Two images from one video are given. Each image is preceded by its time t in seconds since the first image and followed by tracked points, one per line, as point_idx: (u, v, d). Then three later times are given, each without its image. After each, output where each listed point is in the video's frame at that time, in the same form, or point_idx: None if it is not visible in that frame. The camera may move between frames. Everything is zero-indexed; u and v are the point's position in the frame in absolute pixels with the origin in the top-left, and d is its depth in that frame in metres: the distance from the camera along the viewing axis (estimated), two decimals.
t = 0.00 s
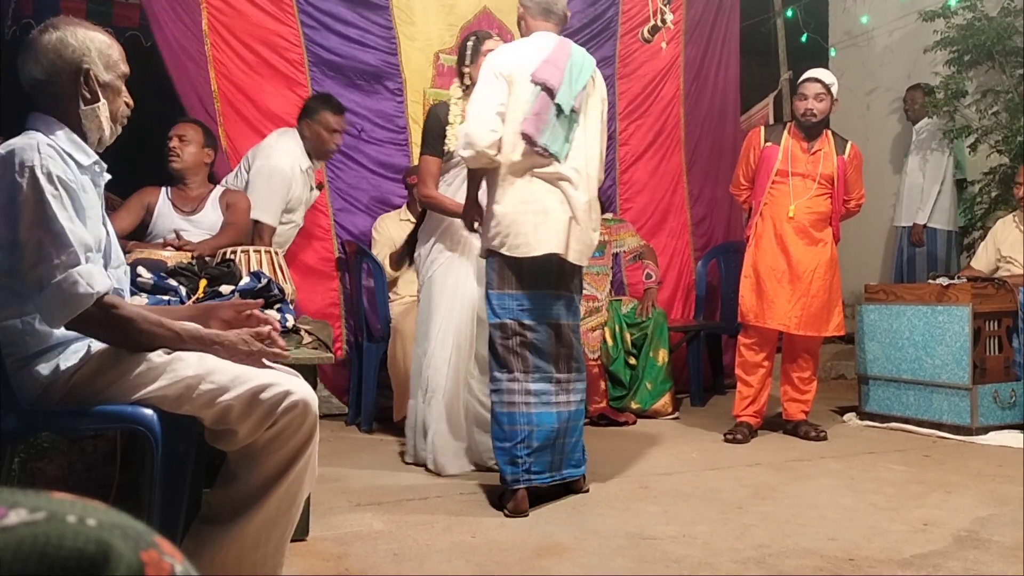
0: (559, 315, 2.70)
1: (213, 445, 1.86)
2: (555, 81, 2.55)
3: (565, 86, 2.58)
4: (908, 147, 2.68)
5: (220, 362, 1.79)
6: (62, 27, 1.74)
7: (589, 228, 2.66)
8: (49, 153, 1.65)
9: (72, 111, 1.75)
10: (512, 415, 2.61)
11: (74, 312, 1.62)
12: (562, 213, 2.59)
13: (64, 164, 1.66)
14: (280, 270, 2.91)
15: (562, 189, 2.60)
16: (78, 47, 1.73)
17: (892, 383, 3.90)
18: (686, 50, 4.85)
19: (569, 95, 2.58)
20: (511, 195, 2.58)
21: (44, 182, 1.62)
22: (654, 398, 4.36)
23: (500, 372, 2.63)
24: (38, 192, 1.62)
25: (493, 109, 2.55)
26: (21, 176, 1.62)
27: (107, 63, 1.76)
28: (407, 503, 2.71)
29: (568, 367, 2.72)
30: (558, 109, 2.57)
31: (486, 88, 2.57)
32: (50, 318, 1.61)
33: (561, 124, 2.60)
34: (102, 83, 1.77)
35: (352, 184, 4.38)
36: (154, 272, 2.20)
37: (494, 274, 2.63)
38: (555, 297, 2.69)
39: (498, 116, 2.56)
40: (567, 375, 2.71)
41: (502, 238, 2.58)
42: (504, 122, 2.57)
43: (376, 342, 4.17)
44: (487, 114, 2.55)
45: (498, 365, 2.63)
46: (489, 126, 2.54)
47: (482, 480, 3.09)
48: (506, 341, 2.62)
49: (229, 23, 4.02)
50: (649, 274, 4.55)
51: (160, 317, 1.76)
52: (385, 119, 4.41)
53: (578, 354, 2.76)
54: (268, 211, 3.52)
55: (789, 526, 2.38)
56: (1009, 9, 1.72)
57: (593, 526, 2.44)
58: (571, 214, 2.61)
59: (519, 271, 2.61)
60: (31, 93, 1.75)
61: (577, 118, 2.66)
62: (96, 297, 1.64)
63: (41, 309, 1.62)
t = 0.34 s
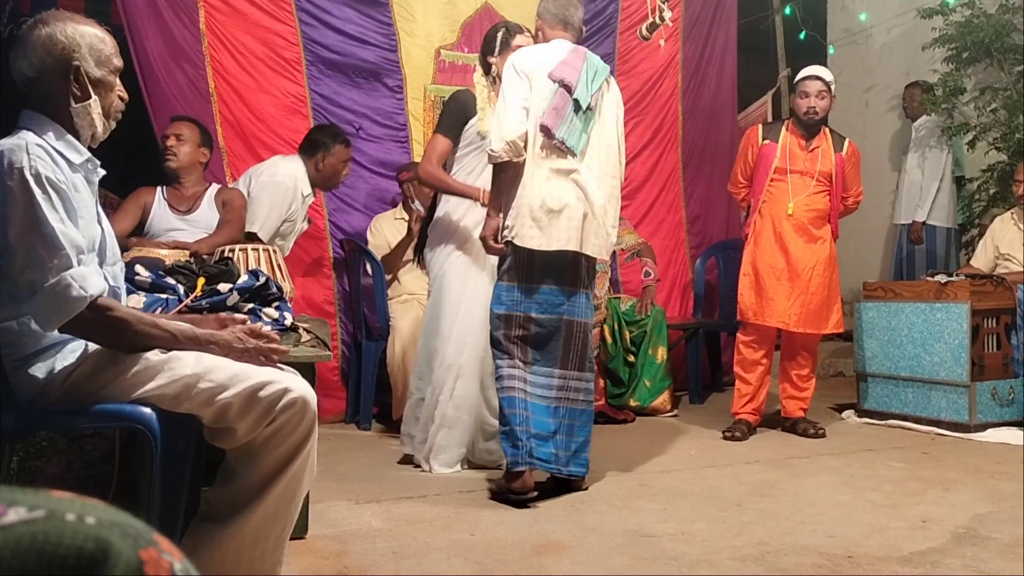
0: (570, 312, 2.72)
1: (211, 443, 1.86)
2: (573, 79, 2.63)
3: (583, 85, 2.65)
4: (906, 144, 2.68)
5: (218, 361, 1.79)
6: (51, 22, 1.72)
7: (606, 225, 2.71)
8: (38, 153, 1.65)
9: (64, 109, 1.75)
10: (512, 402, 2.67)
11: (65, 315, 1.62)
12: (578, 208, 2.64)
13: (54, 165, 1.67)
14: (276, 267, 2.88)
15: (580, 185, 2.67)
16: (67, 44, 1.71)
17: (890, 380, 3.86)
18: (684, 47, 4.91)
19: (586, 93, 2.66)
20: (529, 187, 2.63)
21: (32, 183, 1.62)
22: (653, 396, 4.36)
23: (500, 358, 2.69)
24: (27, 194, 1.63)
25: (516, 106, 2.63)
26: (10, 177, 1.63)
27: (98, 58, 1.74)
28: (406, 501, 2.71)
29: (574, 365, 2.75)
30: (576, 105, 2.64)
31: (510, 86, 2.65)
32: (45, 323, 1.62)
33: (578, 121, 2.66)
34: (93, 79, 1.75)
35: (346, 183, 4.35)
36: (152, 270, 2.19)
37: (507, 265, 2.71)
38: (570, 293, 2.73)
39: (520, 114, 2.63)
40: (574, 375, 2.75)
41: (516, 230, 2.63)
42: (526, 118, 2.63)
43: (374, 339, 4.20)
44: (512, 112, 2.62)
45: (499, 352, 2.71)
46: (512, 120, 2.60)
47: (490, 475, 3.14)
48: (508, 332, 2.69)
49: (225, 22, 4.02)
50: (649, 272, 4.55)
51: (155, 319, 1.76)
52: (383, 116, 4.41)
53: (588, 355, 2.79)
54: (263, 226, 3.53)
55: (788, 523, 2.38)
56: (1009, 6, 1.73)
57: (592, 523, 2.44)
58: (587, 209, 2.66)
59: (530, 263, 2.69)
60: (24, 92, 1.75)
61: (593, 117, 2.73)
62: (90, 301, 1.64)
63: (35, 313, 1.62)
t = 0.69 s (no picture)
0: (566, 307, 2.78)
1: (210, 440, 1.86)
2: (563, 73, 2.63)
3: (574, 79, 2.65)
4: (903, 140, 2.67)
5: (216, 358, 1.79)
6: (40, 18, 1.71)
7: (597, 220, 2.72)
8: (34, 149, 1.65)
9: (57, 104, 1.75)
10: (508, 407, 2.70)
11: (65, 312, 1.62)
12: (570, 203, 2.65)
13: (50, 161, 1.66)
14: (275, 264, 2.88)
15: (572, 181, 2.66)
16: (57, 39, 1.71)
17: (887, 376, 3.88)
18: (682, 43, 4.91)
19: (578, 87, 2.64)
20: (520, 181, 2.62)
21: (29, 179, 1.63)
22: (651, 391, 4.37)
23: (499, 362, 2.70)
24: (25, 191, 1.63)
25: (502, 103, 2.62)
26: (6, 174, 1.63)
27: (88, 52, 1.74)
28: (404, 498, 2.71)
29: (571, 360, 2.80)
30: (567, 99, 2.63)
31: (497, 82, 2.64)
32: (44, 320, 1.62)
33: (569, 114, 2.65)
34: (85, 73, 1.75)
35: (341, 183, 4.34)
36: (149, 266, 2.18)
37: (502, 265, 2.69)
38: (565, 289, 2.78)
39: (506, 109, 2.62)
40: (570, 369, 2.80)
41: (510, 227, 2.63)
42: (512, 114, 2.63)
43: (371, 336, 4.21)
44: (498, 107, 2.61)
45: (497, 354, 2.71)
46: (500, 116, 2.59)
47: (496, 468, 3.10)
48: (508, 333, 2.68)
49: (221, 19, 4.01)
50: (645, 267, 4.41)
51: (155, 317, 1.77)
52: (380, 114, 4.40)
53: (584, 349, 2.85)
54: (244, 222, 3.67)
55: (785, 518, 2.39)
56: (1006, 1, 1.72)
57: (590, 519, 2.44)
58: (579, 205, 2.67)
59: (525, 259, 2.69)
60: (16, 90, 1.75)
61: (584, 111, 2.71)
62: (89, 297, 1.64)
63: (34, 311, 1.62)
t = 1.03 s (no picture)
0: (544, 312, 2.71)
1: (209, 441, 1.86)
2: (522, 72, 2.58)
3: (534, 75, 2.57)
4: (902, 141, 2.67)
5: (216, 359, 1.79)
6: (31, 18, 1.71)
7: (574, 217, 2.65)
8: (32, 149, 1.66)
9: (53, 104, 1.75)
10: (487, 413, 2.70)
11: (64, 311, 1.62)
12: (539, 206, 2.60)
13: (49, 160, 1.66)
14: (274, 265, 2.88)
15: (540, 182, 2.61)
16: (50, 38, 1.71)
17: (887, 376, 3.92)
18: (683, 43, 4.91)
19: (537, 82, 2.57)
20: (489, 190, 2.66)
21: (28, 178, 1.63)
22: (650, 392, 4.37)
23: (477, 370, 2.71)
24: (24, 190, 1.63)
25: (464, 116, 2.64)
26: (5, 174, 1.64)
27: (81, 50, 1.74)
28: (404, 499, 2.71)
29: (555, 368, 2.72)
30: (526, 99, 2.58)
31: (458, 92, 2.67)
32: (43, 318, 1.62)
33: (534, 113, 2.60)
34: (79, 72, 1.75)
35: (339, 185, 4.33)
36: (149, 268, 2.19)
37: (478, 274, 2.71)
38: (544, 295, 2.71)
39: (469, 121, 2.64)
40: (555, 377, 2.73)
41: (484, 237, 2.66)
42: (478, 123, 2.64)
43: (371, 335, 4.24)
44: (460, 121, 2.64)
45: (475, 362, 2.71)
46: (460, 126, 2.63)
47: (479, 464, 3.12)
48: (485, 337, 2.68)
49: (219, 21, 4.01)
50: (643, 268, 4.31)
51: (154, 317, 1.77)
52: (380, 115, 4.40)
53: (568, 355, 2.75)
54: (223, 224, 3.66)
55: (785, 519, 2.38)
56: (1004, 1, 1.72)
57: (589, 520, 2.44)
58: (552, 204, 2.62)
59: (500, 265, 2.66)
60: (12, 91, 1.75)
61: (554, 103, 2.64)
62: (89, 296, 1.64)
63: (34, 310, 1.62)
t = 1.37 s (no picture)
0: (525, 312, 2.61)
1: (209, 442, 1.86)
2: (501, 69, 2.52)
3: (514, 72, 2.51)
4: (902, 143, 2.68)
5: (216, 361, 1.79)
6: (24, 20, 1.72)
7: (557, 217, 2.57)
8: (31, 150, 1.66)
9: (49, 104, 1.75)
10: (472, 416, 2.66)
11: (66, 312, 1.62)
12: (519, 206, 2.53)
13: (47, 161, 1.66)
14: (275, 267, 2.88)
15: (521, 181, 2.54)
16: (44, 39, 1.71)
17: (887, 377, 3.86)
18: (685, 43, 4.91)
19: (517, 78, 2.50)
20: (471, 191, 2.61)
21: (26, 179, 1.62)
22: (650, 394, 4.37)
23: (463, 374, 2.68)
24: (23, 191, 1.63)
25: (443, 117, 2.59)
26: (4, 175, 1.63)
27: (75, 50, 1.74)
28: (403, 500, 2.71)
29: (536, 369, 2.63)
30: (507, 97, 2.51)
31: (437, 93, 2.62)
32: (45, 319, 1.62)
33: (515, 111, 2.53)
34: (75, 72, 1.75)
35: (338, 188, 4.34)
36: (149, 268, 2.18)
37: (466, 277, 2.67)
38: (524, 294, 2.61)
39: (448, 123, 2.59)
40: (536, 377, 2.63)
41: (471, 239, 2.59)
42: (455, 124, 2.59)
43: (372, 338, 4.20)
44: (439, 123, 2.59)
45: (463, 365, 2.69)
46: (437, 127, 2.58)
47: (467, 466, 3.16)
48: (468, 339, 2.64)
49: (217, 24, 4.01)
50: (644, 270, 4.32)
51: (155, 318, 1.77)
52: (379, 117, 4.41)
53: (551, 355, 2.65)
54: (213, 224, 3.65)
55: (785, 520, 2.38)
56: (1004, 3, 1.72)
57: (589, 521, 2.44)
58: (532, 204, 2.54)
59: (482, 268, 2.62)
60: (8, 93, 1.75)
61: (535, 99, 2.57)
62: (91, 296, 1.64)
63: (36, 310, 1.62)
